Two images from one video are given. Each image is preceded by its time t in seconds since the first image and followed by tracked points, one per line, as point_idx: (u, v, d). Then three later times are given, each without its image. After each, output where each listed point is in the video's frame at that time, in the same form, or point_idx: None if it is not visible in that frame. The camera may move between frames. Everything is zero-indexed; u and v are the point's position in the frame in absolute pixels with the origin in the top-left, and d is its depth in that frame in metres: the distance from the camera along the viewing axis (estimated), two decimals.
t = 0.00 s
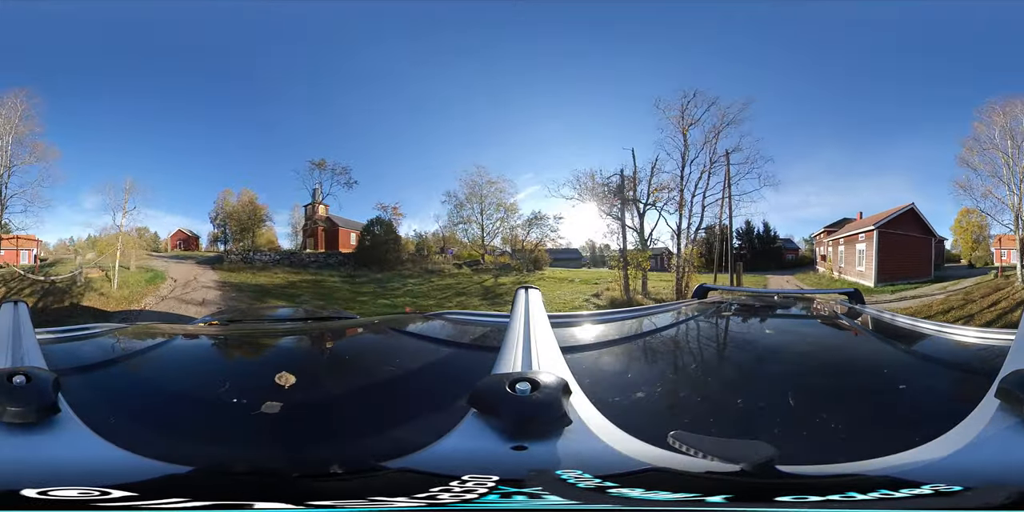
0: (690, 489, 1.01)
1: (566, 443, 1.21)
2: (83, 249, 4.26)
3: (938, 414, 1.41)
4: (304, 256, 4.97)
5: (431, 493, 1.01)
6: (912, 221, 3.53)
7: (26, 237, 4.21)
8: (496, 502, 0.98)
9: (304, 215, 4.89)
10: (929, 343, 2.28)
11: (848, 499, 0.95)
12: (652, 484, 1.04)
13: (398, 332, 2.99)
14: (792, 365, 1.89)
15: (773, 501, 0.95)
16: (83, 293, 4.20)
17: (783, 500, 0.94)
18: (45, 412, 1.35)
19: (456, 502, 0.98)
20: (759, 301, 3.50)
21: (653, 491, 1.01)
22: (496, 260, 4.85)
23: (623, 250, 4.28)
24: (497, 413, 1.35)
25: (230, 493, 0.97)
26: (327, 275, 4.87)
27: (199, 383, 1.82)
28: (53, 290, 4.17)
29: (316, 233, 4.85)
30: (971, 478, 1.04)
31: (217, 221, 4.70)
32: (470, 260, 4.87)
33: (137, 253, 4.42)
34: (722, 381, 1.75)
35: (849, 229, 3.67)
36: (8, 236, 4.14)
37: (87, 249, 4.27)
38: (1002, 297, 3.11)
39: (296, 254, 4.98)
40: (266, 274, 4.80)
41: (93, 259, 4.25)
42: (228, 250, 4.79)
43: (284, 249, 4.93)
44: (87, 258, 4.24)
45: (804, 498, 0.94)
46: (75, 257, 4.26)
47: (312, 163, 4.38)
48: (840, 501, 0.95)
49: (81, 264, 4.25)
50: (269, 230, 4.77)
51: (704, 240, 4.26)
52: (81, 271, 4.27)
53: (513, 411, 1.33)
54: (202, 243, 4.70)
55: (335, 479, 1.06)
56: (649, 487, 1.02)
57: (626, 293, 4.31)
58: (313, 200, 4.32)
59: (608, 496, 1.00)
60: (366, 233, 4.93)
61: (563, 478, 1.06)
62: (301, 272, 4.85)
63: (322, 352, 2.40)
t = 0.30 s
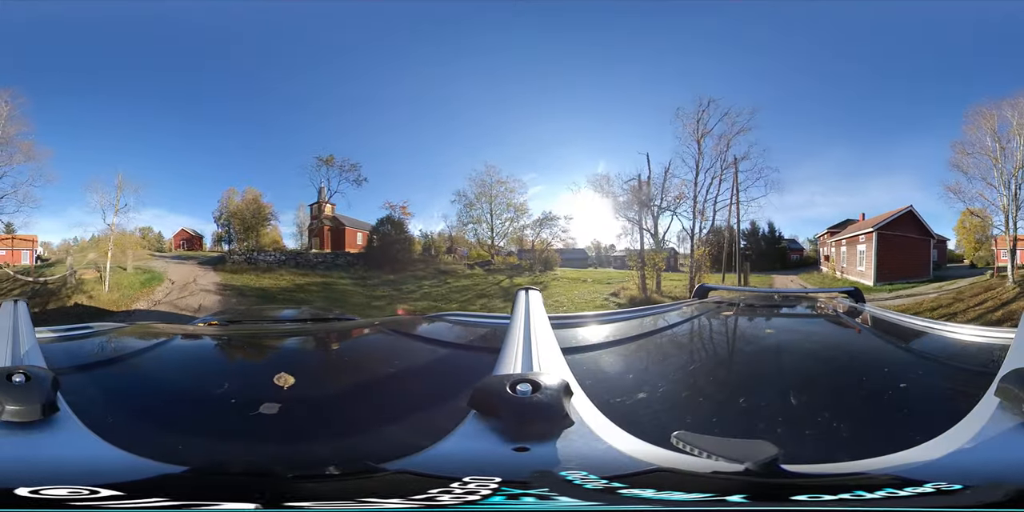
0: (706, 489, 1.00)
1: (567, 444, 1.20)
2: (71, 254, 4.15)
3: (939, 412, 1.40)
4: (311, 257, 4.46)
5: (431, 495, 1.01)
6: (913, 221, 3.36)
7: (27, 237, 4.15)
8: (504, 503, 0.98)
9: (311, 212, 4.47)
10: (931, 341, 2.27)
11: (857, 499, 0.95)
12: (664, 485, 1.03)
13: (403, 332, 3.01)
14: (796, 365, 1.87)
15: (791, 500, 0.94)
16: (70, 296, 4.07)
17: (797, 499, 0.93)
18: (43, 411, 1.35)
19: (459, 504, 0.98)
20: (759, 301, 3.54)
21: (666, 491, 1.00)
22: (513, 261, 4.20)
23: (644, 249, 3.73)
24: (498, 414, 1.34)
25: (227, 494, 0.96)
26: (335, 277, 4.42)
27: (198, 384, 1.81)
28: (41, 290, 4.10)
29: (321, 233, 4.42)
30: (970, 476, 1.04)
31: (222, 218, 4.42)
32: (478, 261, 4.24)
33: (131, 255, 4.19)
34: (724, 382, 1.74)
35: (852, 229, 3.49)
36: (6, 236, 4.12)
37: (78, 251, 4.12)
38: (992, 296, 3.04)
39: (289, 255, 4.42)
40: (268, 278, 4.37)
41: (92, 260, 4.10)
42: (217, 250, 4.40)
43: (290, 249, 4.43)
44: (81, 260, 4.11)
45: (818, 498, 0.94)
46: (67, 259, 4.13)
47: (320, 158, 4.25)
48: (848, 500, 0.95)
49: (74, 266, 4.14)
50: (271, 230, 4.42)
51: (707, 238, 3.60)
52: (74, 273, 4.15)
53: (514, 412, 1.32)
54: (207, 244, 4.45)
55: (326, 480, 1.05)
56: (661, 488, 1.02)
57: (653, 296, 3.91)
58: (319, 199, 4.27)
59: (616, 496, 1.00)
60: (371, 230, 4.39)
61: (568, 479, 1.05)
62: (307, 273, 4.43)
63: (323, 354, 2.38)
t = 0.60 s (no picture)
0: (711, 489, 1.00)
1: (568, 444, 1.20)
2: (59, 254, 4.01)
3: (936, 411, 1.41)
4: (320, 258, 4.18)
5: (435, 495, 1.01)
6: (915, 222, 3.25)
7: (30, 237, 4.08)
8: (512, 502, 0.97)
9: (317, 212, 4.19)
10: (931, 341, 2.28)
11: (857, 497, 0.96)
12: (669, 485, 1.03)
13: (408, 332, 3.02)
14: (797, 365, 1.87)
15: (791, 499, 0.94)
16: (59, 298, 4.00)
17: (798, 497, 0.94)
18: (41, 411, 1.34)
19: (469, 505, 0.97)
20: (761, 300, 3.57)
21: (672, 491, 1.00)
22: (527, 262, 3.93)
23: (658, 248, 3.53)
24: (499, 414, 1.34)
25: (227, 493, 0.96)
26: (345, 278, 4.14)
27: (198, 384, 1.81)
28: (35, 291, 4.04)
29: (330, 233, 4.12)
30: (967, 476, 1.05)
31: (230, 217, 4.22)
32: (489, 262, 3.94)
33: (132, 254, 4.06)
34: (724, 382, 1.74)
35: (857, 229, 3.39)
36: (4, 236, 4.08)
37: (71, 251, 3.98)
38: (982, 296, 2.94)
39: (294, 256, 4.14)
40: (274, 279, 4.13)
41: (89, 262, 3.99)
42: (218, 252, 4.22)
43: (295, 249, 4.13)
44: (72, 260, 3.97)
45: (818, 496, 0.94)
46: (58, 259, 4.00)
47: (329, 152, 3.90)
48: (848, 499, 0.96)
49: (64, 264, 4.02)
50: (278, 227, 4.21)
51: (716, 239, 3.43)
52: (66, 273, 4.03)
53: (515, 413, 1.33)
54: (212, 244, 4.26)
55: (330, 480, 1.05)
56: (665, 487, 1.02)
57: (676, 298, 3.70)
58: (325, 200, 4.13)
59: (623, 496, 1.00)
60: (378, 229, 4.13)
61: (572, 479, 1.05)
62: (316, 275, 4.16)
63: (324, 355, 2.36)
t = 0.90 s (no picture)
0: (706, 486, 1.00)
1: (570, 443, 1.20)
2: (59, 254, 4.00)
3: (935, 410, 1.41)
4: (330, 258, 4.27)
5: (457, 495, 1.00)
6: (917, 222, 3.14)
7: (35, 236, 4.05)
8: (536, 503, 0.98)
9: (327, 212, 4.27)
10: (928, 339, 2.28)
11: (840, 496, 0.96)
12: (673, 484, 1.03)
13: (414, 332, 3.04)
14: (796, 363, 1.88)
15: (778, 498, 0.95)
16: (48, 301, 3.93)
17: (784, 497, 0.95)
18: (39, 413, 1.34)
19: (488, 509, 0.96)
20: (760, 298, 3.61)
21: (674, 489, 1.01)
22: (540, 263, 3.97)
23: (673, 249, 3.58)
24: (501, 413, 1.34)
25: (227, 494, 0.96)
26: (359, 281, 4.20)
27: (197, 385, 1.81)
28: (27, 292, 4.03)
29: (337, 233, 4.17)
30: (958, 477, 1.05)
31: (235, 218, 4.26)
32: (498, 264, 3.97)
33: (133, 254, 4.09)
34: (723, 380, 1.74)
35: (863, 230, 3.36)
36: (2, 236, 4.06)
37: (69, 252, 3.96)
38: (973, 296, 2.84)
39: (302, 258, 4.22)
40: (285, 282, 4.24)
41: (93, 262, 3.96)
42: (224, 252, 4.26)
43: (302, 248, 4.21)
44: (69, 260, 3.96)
45: (802, 495, 0.95)
46: (54, 257, 4.00)
47: (341, 150, 4.07)
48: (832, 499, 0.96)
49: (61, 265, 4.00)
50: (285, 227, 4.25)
51: (723, 240, 3.45)
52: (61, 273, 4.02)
53: (517, 412, 1.32)
54: (218, 244, 4.33)
55: (342, 482, 1.05)
56: (667, 485, 1.03)
57: (688, 296, 3.77)
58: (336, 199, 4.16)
59: (631, 494, 1.00)
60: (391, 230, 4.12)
61: (578, 477, 1.06)
62: (330, 279, 4.25)
63: (325, 355, 2.37)
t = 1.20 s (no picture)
0: (706, 486, 1.00)
1: (569, 442, 1.20)
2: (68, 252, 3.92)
3: (933, 410, 1.41)
4: (343, 259, 4.10)
5: (455, 495, 1.00)
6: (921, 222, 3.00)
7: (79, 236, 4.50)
8: (532, 503, 0.98)
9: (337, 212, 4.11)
10: (926, 339, 2.29)
11: (839, 497, 0.96)
12: (672, 484, 1.03)
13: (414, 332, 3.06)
14: (795, 363, 1.87)
15: (777, 499, 0.95)
16: (36, 302, 3.82)
17: (783, 497, 0.95)
18: (37, 414, 1.33)
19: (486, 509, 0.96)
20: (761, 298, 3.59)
21: (672, 488, 1.01)
22: (552, 263, 3.74)
23: (687, 248, 3.40)
24: (500, 413, 1.34)
25: (224, 495, 0.96)
26: (376, 284, 4.02)
27: (196, 385, 1.80)
28: (21, 293, 3.99)
29: (346, 232, 4.00)
30: (956, 476, 1.05)
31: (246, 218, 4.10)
32: (508, 264, 3.76)
33: (136, 254, 4.05)
34: (723, 379, 1.74)
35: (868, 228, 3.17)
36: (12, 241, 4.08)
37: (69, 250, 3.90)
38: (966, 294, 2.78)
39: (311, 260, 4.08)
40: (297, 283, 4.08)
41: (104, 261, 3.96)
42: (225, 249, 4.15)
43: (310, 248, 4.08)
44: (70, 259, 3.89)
45: (802, 496, 0.95)
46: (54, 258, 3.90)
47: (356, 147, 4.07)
48: (833, 499, 0.96)
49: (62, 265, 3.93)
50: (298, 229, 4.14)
51: (731, 238, 3.20)
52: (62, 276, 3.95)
53: (515, 411, 1.32)
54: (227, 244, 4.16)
55: (335, 482, 1.04)
56: (667, 485, 1.03)
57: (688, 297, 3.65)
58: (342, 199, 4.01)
59: (630, 494, 1.01)
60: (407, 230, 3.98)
61: (576, 476, 1.05)
62: (345, 280, 4.09)
63: (324, 355, 2.36)
